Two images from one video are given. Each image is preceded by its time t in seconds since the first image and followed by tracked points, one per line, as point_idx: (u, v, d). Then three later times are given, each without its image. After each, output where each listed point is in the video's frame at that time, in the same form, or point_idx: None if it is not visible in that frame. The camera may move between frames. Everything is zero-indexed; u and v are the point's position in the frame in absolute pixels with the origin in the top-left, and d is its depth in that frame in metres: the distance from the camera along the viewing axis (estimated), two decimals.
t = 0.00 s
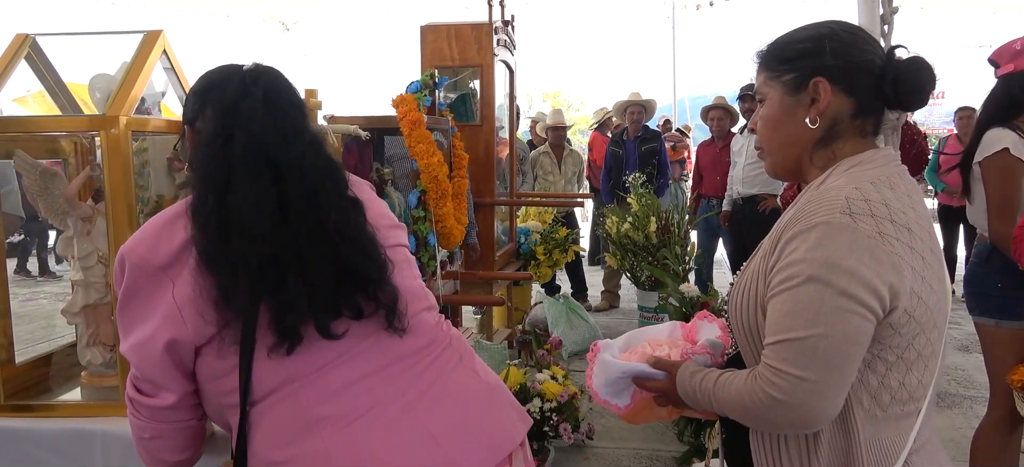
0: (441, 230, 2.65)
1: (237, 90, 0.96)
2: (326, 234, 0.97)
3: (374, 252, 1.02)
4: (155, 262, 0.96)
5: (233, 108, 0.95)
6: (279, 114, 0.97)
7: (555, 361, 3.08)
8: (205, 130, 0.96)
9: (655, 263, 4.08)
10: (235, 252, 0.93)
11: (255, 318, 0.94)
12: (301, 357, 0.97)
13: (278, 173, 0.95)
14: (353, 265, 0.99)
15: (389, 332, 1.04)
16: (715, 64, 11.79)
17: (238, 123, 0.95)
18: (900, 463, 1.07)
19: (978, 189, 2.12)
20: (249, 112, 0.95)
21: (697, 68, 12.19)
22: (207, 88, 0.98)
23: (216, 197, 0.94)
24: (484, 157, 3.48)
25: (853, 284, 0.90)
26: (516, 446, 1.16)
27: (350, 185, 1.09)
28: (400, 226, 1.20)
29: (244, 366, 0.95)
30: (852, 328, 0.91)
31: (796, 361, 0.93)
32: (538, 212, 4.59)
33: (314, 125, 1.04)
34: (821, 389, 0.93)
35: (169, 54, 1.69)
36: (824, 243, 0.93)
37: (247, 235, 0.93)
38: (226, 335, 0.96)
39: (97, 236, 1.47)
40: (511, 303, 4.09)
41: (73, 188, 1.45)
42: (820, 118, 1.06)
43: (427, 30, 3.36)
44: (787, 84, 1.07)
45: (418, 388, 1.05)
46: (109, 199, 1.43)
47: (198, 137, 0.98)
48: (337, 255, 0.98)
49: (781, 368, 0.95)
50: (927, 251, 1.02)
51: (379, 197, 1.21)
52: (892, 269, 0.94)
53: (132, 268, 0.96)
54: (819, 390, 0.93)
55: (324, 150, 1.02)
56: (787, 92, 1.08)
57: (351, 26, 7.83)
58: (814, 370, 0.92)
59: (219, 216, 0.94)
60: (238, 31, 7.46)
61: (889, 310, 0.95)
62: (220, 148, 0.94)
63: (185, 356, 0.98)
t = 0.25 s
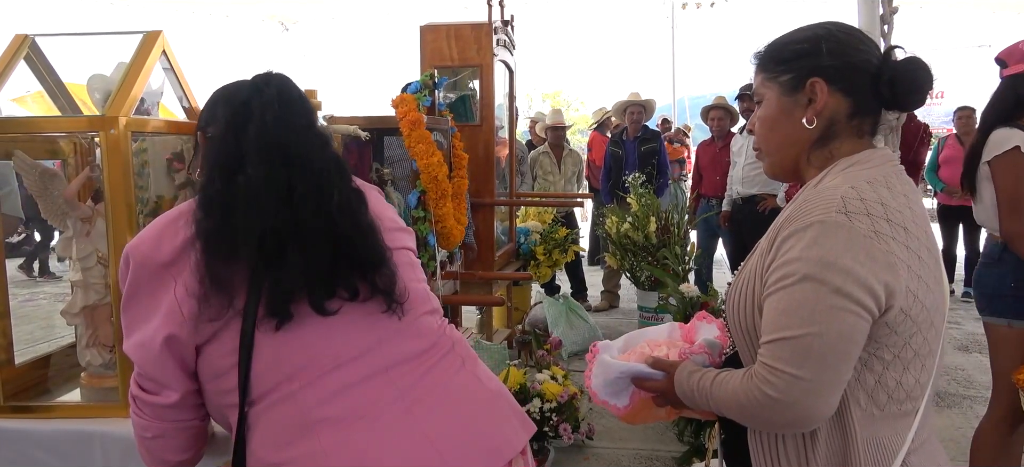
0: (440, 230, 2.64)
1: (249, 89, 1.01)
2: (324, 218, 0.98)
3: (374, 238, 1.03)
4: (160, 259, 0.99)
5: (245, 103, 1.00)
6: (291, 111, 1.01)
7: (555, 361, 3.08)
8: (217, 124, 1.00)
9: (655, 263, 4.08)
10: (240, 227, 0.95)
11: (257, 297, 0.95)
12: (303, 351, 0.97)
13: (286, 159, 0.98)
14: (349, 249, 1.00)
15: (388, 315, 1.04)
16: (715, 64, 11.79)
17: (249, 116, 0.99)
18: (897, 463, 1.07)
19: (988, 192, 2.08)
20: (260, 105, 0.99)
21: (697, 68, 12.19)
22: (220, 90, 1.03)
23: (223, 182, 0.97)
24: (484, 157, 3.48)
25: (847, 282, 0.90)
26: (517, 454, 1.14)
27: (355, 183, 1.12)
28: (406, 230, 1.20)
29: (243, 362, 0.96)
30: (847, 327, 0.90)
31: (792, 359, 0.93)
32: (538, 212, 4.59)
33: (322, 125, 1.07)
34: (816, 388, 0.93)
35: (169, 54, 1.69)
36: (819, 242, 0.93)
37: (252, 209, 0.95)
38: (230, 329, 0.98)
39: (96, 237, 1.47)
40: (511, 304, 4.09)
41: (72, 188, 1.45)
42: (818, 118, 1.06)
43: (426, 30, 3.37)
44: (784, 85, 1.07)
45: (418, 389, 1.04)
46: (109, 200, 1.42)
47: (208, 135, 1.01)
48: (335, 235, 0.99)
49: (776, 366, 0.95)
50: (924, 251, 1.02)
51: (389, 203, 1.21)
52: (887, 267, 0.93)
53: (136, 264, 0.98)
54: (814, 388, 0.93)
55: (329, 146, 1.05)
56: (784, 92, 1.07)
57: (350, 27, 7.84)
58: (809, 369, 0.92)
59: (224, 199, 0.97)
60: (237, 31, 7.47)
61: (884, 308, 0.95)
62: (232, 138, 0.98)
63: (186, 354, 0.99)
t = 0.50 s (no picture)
0: (439, 230, 2.64)
1: (253, 90, 1.04)
2: (329, 203, 1.00)
3: (374, 229, 1.04)
4: (161, 257, 1.00)
5: (248, 102, 1.02)
6: (294, 107, 1.03)
7: (554, 361, 3.08)
8: (220, 123, 1.02)
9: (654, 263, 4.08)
10: (239, 210, 0.96)
11: (257, 285, 0.96)
12: (291, 359, 0.97)
13: (288, 150, 0.99)
14: (347, 237, 1.01)
15: (388, 299, 1.04)
16: (713, 64, 11.80)
17: (253, 113, 1.01)
18: (897, 463, 1.06)
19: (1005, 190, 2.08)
20: (264, 103, 1.01)
21: (696, 68, 12.19)
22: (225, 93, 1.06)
23: (224, 176, 0.98)
24: (483, 158, 3.48)
25: (845, 280, 0.90)
26: (519, 458, 1.12)
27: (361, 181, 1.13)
28: (412, 232, 1.21)
29: (241, 359, 0.96)
30: (845, 325, 0.90)
31: (789, 357, 0.92)
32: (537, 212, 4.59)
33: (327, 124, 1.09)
34: (814, 385, 0.93)
35: (167, 54, 1.68)
36: (816, 240, 0.93)
37: (253, 197, 0.96)
38: (230, 326, 0.98)
39: (94, 238, 1.46)
40: (510, 304, 4.09)
41: (70, 189, 1.44)
42: (817, 116, 1.05)
43: (425, 29, 3.37)
44: (783, 83, 1.07)
45: (419, 391, 1.04)
46: (107, 200, 1.42)
47: (211, 135, 1.03)
48: (336, 216, 1.00)
49: (774, 363, 0.94)
50: (923, 249, 1.01)
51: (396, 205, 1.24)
52: (885, 266, 0.93)
53: (138, 262, 0.99)
54: (812, 386, 0.93)
55: (332, 143, 1.07)
56: (782, 92, 1.07)
57: (349, 27, 7.85)
58: (807, 366, 0.92)
59: (224, 191, 0.98)
60: (236, 32, 7.48)
61: (882, 307, 0.95)
62: (236, 134, 1.00)
63: (186, 352, 0.99)
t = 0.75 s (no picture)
0: (439, 231, 2.64)
1: (245, 94, 1.05)
2: (327, 196, 1.01)
3: (371, 225, 1.05)
4: (162, 267, 1.00)
5: (240, 105, 1.03)
6: (285, 109, 1.04)
7: (555, 361, 3.07)
8: (214, 128, 1.02)
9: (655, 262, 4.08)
10: (232, 208, 0.98)
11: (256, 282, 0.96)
12: (291, 363, 0.96)
13: (283, 148, 1.00)
14: (347, 233, 1.02)
15: (389, 291, 1.05)
16: (712, 63, 11.81)
17: (246, 115, 1.02)
18: (898, 463, 1.06)
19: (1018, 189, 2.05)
20: (257, 106, 1.02)
21: (695, 67, 12.20)
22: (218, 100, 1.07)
23: (220, 175, 0.99)
24: (483, 158, 3.48)
25: (844, 279, 0.90)
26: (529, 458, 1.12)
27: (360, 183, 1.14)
28: (416, 234, 1.22)
29: (242, 364, 0.96)
30: (844, 324, 0.90)
31: (789, 356, 0.92)
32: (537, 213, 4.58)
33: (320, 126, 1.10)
34: (815, 385, 0.92)
35: (166, 55, 1.68)
36: (814, 240, 0.93)
37: (251, 192, 0.97)
38: (233, 331, 0.97)
39: (93, 240, 1.46)
40: (510, 304, 4.09)
41: (69, 191, 1.44)
42: (814, 116, 1.05)
43: (424, 30, 3.37)
44: (780, 84, 1.06)
45: (421, 395, 1.02)
46: (106, 201, 1.42)
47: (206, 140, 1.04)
48: (334, 210, 1.01)
49: (773, 364, 0.94)
50: (922, 247, 1.01)
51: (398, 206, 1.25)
52: (885, 265, 0.93)
53: (139, 272, 1.00)
54: (813, 385, 0.92)
55: (327, 143, 1.08)
56: (780, 92, 1.07)
57: (348, 28, 7.86)
58: (806, 365, 0.92)
59: (222, 191, 0.98)
60: (235, 33, 7.49)
61: (881, 306, 0.94)
62: (230, 136, 1.00)
63: (189, 360, 0.99)
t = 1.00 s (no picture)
0: (439, 232, 2.63)
1: (233, 96, 1.03)
2: (325, 197, 1.00)
3: (371, 226, 1.04)
4: (162, 278, 0.98)
5: (228, 108, 1.02)
6: (273, 108, 1.03)
7: (555, 362, 3.07)
8: (204, 133, 1.01)
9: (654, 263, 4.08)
10: (229, 218, 0.96)
11: (258, 289, 0.96)
12: (302, 367, 0.96)
13: (276, 150, 0.99)
14: (348, 236, 1.01)
15: (394, 291, 1.05)
16: (711, 63, 11.84)
17: (235, 119, 1.01)
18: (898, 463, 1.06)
19: None
20: (246, 108, 1.01)
21: (694, 67, 12.20)
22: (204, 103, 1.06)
23: (214, 182, 0.98)
24: (483, 158, 3.49)
25: (843, 280, 0.90)
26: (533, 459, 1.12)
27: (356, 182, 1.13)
28: (415, 232, 1.21)
29: (247, 369, 0.96)
30: (843, 325, 0.90)
31: (789, 358, 0.92)
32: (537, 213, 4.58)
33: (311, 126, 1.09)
34: (814, 386, 0.92)
35: (165, 57, 1.68)
36: (812, 241, 0.92)
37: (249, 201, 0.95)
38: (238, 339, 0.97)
39: (92, 241, 1.46)
40: (510, 305, 4.09)
41: (69, 192, 1.44)
42: (812, 117, 1.05)
43: (424, 30, 3.38)
44: (777, 86, 1.06)
45: (425, 398, 1.02)
46: (106, 203, 1.41)
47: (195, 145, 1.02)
48: (334, 212, 1.00)
49: (773, 365, 0.94)
50: (921, 248, 1.01)
51: (395, 202, 1.23)
52: (883, 266, 0.93)
53: (141, 284, 0.98)
54: (813, 387, 0.92)
55: (320, 142, 1.07)
56: (777, 94, 1.07)
57: (348, 29, 7.87)
58: (806, 367, 0.91)
59: (218, 200, 0.97)
60: (235, 34, 7.51)
61: (880, 306, 0.94)
62: (221, 140, 0.99)
63: (195, 370, 0.98)
